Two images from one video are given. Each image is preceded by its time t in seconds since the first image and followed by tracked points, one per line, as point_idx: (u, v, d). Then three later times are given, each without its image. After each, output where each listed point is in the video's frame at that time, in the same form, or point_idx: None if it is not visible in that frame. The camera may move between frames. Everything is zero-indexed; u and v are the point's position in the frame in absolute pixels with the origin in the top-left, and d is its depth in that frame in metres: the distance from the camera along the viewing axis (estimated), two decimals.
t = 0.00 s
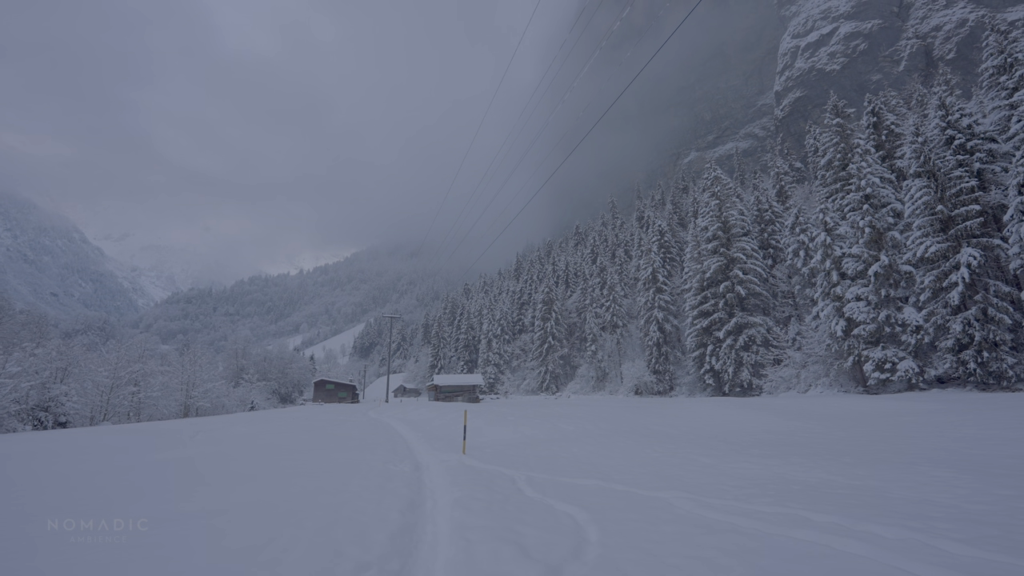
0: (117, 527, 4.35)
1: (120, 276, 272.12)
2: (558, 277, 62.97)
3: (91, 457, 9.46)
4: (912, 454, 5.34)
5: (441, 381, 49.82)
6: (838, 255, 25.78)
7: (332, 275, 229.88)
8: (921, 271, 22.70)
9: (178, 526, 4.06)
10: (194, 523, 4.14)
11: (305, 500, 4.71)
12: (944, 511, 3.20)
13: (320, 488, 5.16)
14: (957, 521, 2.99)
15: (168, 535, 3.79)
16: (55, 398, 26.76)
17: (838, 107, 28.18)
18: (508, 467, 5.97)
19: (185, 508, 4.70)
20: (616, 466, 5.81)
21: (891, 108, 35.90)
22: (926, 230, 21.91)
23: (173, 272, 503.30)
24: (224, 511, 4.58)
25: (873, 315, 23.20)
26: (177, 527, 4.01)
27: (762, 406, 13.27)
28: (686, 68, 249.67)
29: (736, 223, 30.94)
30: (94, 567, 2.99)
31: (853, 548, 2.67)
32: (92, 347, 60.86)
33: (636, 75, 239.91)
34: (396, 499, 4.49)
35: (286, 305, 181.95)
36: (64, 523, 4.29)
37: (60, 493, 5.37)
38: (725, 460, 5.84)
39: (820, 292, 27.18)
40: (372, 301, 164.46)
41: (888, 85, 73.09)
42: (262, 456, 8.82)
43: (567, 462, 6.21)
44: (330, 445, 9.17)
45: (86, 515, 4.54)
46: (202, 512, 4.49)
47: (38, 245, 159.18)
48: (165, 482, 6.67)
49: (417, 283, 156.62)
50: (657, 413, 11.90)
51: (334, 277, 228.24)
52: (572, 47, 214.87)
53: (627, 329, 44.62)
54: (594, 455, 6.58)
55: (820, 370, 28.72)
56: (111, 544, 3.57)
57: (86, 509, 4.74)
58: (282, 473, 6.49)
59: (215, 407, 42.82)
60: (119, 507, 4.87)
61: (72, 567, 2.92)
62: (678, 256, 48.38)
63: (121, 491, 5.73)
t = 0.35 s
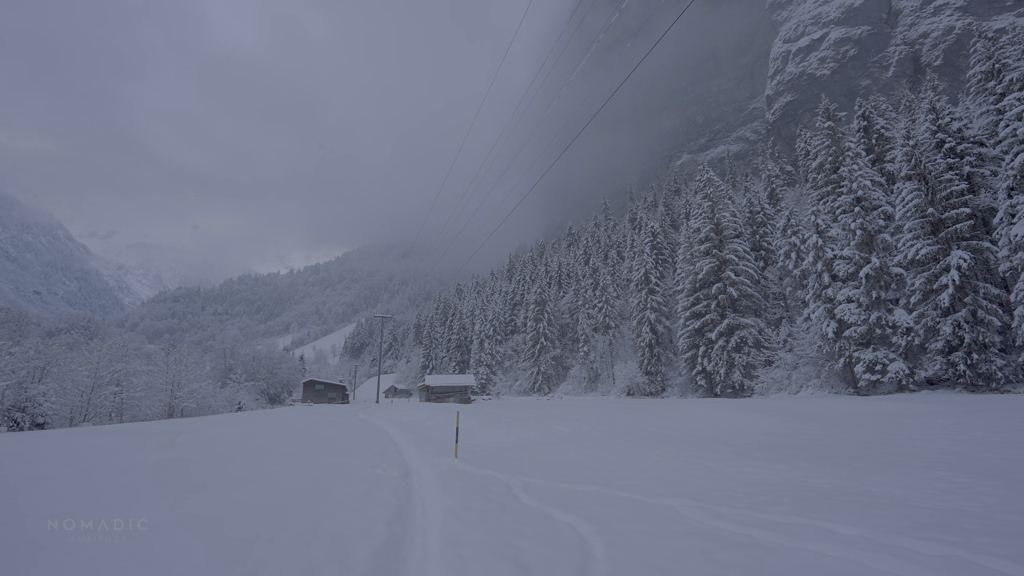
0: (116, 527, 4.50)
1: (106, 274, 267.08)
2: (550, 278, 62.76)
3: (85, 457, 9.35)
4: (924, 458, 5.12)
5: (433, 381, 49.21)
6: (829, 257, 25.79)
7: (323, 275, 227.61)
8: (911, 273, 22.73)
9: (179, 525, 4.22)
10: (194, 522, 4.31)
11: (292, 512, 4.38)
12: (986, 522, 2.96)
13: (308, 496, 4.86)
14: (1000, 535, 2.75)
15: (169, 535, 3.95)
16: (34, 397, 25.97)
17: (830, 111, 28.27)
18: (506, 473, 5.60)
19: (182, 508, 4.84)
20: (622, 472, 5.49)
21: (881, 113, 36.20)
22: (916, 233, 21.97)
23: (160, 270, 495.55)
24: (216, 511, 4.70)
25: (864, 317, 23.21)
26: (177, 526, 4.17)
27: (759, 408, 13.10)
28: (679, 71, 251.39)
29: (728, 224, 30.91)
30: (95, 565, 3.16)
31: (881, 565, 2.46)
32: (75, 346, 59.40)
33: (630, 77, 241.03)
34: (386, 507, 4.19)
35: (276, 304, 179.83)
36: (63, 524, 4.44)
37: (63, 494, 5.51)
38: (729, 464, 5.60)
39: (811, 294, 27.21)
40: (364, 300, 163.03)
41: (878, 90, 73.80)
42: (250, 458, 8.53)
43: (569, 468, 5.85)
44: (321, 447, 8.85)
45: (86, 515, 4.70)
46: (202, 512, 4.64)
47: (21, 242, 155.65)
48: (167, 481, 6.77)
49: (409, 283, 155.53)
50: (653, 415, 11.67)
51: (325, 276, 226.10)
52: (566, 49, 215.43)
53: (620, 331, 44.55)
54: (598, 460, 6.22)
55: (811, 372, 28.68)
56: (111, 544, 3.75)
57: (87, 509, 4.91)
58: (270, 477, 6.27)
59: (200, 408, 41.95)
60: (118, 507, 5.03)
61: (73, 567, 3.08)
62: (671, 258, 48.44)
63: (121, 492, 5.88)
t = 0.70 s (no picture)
0: (116, 528, 4.60)
1: (96, 272, 263.71)
2: (545, 278, 62.60)
3: (79, 456, 9.20)
4: (935, 458, 4.95)
5: (426, 381, 48.74)
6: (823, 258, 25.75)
7: (317, 274, 226.13)
8: (905, 274, 22.71)
9: (177, 523, 4.32)
10: (192, 520, 4.39)
11: (273, 517, 4.12)
12: (1014, 527, 2.79)
13: (294, 499, 4.64)
14: None
15: (165, 534, 4.04)
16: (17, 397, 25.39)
17: (824, 113, 28.29)
18: (502, 476, 5.31)
19: (181, 507, 4.93)
20: (625, 474, 5.23)
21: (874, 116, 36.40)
22: (910, 233, 21.96)
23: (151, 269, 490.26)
24: (212, 509, 4.74)
25: (858, 317, 23.15)
26: (175, 524, 4.25)
27: (756, 407, 12.99)
28: (673, 73, 252.51)
29: (723, 225, 30.86)
30: (93, 564, 3.26)
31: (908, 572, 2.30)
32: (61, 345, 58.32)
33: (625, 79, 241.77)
34: (374, 512, 3.94)
35: (268, 304, 178.32)
36: (64, 524, 4.56)
37: (64, 494, 5.60)
38: (737, 465, 5.35)
39: (805, 294, 27.15)
40: (357, 300, 161.99)
41: (870, 93, 74.45)
42: (239, 457, 8.29)
43: (568, 470, 5.60)
44: (311, 448, 8.58)
45: (87, 515, 4.81)
46: (200, 510, 4.74)
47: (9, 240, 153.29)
48: (168, 478, 6.85)
49: (404, 283, 154.71)
50: (651, 414, 11.48)
51: (319, 276, 224.60)
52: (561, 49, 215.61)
53: (615, 331, 44.49)
54: (598, 462, 5.97)
55: (806, 372, 28.66)
56: (109, 543, 3.83)
57: (89, 509, 5.02)
58: (259, 478, 6.10)
59: (190, 408, 41.30)
60: (119, 506, 5.12)
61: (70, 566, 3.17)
62: (666, 259, 48.47)
63: (124, 491, 5.96)
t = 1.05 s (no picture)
0: (116, 527, 4.68)
1: (91, 271, 262.06)
2: (543, 278, 62.31)
3: (72, 454, 9.03)
4: (958, 466, 4.74)
5: (423, 381, 48.30)
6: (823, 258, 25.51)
7: (314, 273, 225.24)
8: (906, 274, 22.46)
9: (178, 524, 4.40)
10: (193, 519, 4.49)
11: (256, 530, 3.85)
12: None
13: (284, 508, 4.41)
14: None
15: (166, 534, 4.14)
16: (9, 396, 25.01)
17: (824, 112, 28.02)
18: (502, 485, 4.96)
19: (182, 506, 5.02)
20: (633, 483, 4.94)
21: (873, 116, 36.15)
22: (911, 233, 21.72)
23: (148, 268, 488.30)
24: (209, 509, 4.79)
25: (858, 317, 22.90)
26: (175, 525, 4.35)
27: (759, 409, 12.76)
28: (672, 73, 252.46)
29: (722, 225, 30.66)
30: (95, 566, 3.35)
31: None
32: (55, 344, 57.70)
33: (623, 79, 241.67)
34: (363, 528, 3.63)
35: (265, 303, 177.38)
36: (64, 523, 4.65)
37: (63, 494, 5.62)
38: (750, 472, 5.08)
39: (805, 294, 26.90)
40: (355, 300, 161.28)
41: (868, 93, 74.32)
42: (233, 458, 8.07)
43: (572, 478, 5.28)
44: (304, 450, 8.31)
45: (86, 514, 4.89)
46: (201, 509, 4.82)
47: (3, 238, 151.97)
48: (167, 476, 6.90)
49: (401, 283, 154.07)
50: (653, 415, 11.25)
51: (316, 275, 223.69)
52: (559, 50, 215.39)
53: (612, 331, 44.25)
54: (603, 468, 5.66)
55: (805, 372, 28.40)
56: (110, 545, 3.92)
57: (90, 509, 5.10)
58: (251, 480, 5.91)
59: (184, 407, 40.86)
60: (118, 506, 5.20)
61: (76, 566, 3.28)
62: (664, 258, 48.23)
63: (124, 489, 6.02)
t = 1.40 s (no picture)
0: (116, 527, 4.62)
1: (92, 270, 261.69)
2: (545, 277, 61.98)
3: (62, 457, 8.77)
4: (994, 472, 4.49)
5: (425, 381, 47.90)
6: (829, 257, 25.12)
7: (315, 273, 224.98)
8: (913, 272, 22.06)
9: (182, 522, 4.37)
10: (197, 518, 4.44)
11: (246, 538, 3.58)
12: None
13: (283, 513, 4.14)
14: None
15: (169, 532, 4.09)
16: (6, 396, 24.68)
17: (828, 109, 27.60)
18: (511, 491, 4.63)
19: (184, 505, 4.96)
20: (648, 487, 4.64)
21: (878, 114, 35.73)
22: (919, 231, 21.30)
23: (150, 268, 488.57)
24: (210, 509, 4.68)
25: (865, 316, 22.50)
26: (178, 524, 4.26)
27: (767, 408, 12.49)
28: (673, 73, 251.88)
29: (726, 223, 30.30)
30: (99, 564, 3.31)
31: None
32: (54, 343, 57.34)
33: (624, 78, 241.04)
34: (361, 537, 3.37)
35: (266, 303, 177.12)
36: (64, 524, 4.59)
37: (59, 494, 5.55)
38: (774, 476, 4.79)
39: (810, 294, 26.50)
40: (356, 299, 160.95)
41: (871, 92, 73.87)
42: (229, 459, 7.81)
43: (587, 480, 5.00)
44: (301, 451, 8.04)
45: (87, 514, 4.84)
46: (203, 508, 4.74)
47: (5, 237, 151.71)
48: (167, 475, 6.80)
49: (402, 282, 153.78)
50: (661, 415, 11.01)
51: (317, 275, 223.51)
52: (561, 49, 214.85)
53: (614, 330, 43.94)
54: (618, 471, 5.35)
55: (809, 372, 27.92)
56: (109, 545, 3.84)
57: (92, 508, 5.06)
58: (249, 482, 5.74)
59: (184, 407, 40.53)
60: (118, 505, 5.15)
61: (78, 565, 3.22)
62: (666, 258, 47.92)
63: (126, 488, 5.96)
